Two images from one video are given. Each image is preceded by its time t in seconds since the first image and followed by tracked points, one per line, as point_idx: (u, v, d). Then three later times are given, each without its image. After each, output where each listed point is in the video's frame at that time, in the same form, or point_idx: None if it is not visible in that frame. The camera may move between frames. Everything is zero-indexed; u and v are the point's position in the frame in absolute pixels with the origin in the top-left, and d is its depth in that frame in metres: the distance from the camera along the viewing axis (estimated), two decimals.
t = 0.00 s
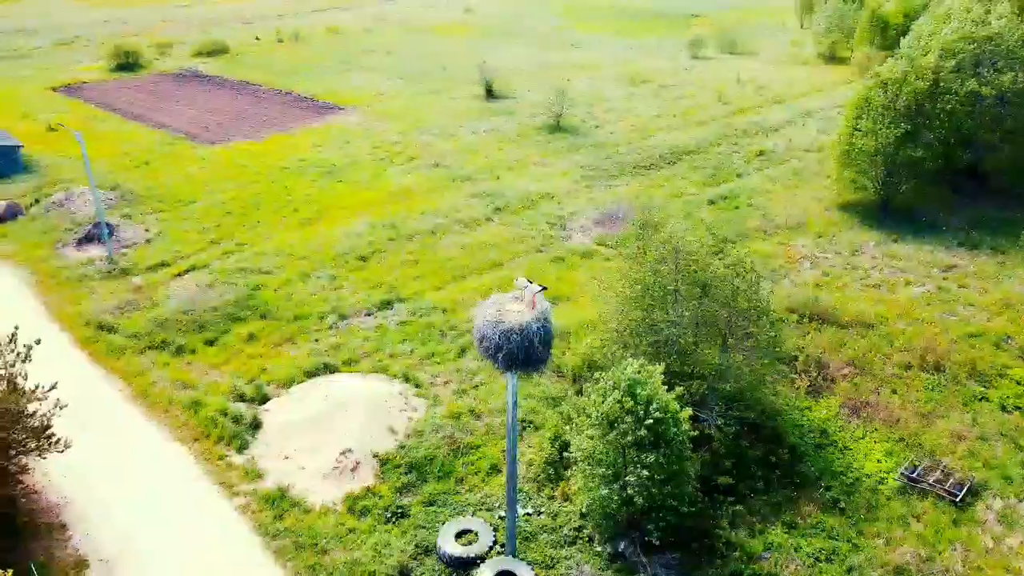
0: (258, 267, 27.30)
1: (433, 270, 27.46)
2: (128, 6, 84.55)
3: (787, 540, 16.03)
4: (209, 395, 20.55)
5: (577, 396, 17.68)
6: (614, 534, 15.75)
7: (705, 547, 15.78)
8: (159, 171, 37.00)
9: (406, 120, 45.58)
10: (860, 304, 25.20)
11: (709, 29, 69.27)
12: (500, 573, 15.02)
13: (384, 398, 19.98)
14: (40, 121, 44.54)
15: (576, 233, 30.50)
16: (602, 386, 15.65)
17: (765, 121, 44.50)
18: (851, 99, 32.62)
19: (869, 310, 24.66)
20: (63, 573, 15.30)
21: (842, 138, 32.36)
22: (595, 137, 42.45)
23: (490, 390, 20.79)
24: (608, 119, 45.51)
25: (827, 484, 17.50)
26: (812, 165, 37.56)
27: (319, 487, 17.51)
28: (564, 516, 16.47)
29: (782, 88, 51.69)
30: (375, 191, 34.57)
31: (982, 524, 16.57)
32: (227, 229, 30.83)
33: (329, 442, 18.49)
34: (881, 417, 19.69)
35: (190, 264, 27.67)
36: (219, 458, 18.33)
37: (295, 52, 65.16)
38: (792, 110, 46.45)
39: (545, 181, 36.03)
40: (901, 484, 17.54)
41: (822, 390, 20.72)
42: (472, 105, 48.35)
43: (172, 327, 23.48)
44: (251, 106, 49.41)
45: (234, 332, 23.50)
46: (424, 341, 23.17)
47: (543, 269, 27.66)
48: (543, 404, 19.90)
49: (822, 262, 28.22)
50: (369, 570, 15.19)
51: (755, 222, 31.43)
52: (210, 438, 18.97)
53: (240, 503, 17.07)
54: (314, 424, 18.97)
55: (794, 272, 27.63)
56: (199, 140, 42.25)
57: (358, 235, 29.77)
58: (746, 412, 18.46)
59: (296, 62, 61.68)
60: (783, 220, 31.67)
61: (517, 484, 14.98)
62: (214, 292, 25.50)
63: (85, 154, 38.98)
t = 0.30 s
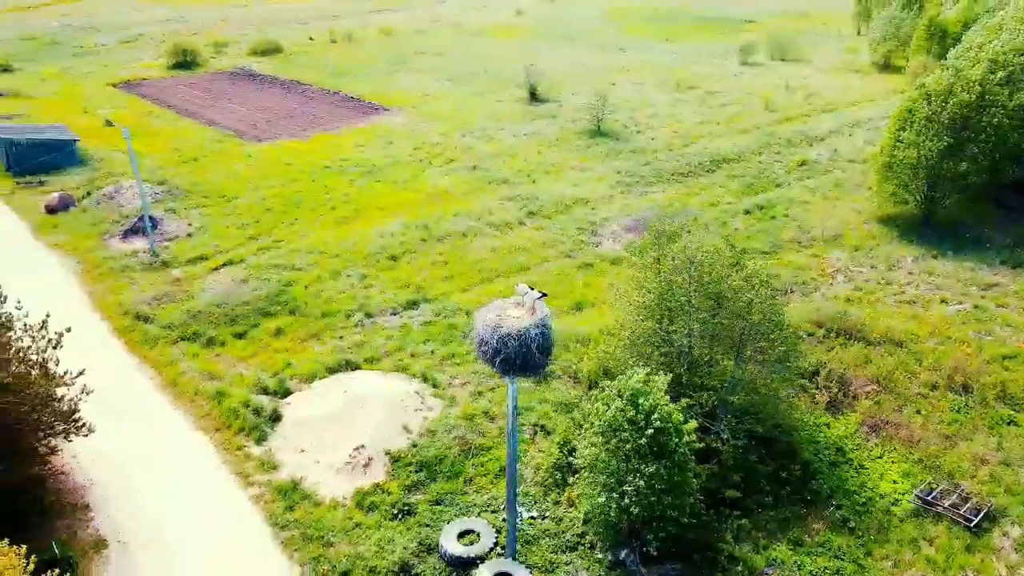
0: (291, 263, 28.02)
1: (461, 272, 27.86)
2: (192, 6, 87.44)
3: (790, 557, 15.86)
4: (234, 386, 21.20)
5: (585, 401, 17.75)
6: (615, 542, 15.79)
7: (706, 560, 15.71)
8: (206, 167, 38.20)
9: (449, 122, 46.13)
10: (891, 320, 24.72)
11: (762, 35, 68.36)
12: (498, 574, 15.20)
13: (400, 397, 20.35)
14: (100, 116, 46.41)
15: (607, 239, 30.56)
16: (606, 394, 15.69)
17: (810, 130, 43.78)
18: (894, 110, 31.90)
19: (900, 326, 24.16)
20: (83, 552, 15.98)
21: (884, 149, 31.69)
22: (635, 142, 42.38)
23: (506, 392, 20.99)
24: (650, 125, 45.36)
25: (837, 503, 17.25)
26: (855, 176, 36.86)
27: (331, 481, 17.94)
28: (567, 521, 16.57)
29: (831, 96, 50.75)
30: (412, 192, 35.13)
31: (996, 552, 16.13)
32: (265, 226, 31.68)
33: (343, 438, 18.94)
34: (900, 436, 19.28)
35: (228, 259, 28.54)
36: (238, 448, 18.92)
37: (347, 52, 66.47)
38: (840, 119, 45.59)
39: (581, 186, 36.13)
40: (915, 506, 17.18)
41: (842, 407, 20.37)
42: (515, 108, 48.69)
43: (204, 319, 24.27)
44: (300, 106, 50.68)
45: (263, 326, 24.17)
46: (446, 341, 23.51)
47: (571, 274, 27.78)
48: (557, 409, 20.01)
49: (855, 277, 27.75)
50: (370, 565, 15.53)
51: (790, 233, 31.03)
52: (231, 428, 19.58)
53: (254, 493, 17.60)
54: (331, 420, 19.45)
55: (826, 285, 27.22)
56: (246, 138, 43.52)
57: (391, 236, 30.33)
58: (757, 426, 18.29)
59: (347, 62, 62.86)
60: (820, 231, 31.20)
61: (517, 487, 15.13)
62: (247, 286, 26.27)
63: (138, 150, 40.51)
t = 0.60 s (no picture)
0: (324, 260, 28.64)
1: (489, 275, 28.15)
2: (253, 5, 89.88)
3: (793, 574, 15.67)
4: (258, 378, 21.80)
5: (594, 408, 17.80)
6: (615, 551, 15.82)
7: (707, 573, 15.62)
8: (252, 164, 39.27)
9: (492, 125, 46.55)
10: (923, 337, 24.13)
11: (816, 42, 67.12)
12: None
13: (417, 396, 20.66)
14: (156, 112, 48.06)
15: (638, 246, 30.53)
16: (611, 401, 15.75)
17: (858, 140, 42.90)
18: (941, 122, 31.09)
19: (932, 345, 23.57)
20: (103, 532, 16.63)
21: (928, 162, 30.92)
22: (676, 148, 42.12)
23: (522, 396, 21.16)
24: (693, 131, 45.03)
25: (847, 522, 16.96)
26: (900, 189, 36.03)
27: (343, 476, 18.33)
28: (570, 527, 16.66)
29: (883, 106, 49.62)
30: (449, 194, 35.56)
31: None
32: (303, 223, 32.44)
33: (358, 434, 19.34)
34: (920, 458, 18.82)
35: (264, 254, 29.32)
36: (256, 439, 19.46)
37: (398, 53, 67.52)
38: (890, 130, 44.55)
39: (617, 191, 36.09)
40: (928, 530, 16.78)
41: (863, 425, 19.97)
42: (558, 112, 48.88)
43: (236, 312, 24.99)
44: (347, 105, 51.70)
45: (291, 321, 24.77)
46: (468, 342, 23.78)
47: (598, 280, 27.80)
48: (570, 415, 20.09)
49: (890, 292, 27.15)
50: (373, 561, 15.81)
51: (826, 245, 30.52)
52: (252, 420, 20.15)
53: (269, 484, 18.09)
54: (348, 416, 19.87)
55: (858, 300, 26.71)
56: (292, 138, 44.64)
57: (423, 237, 30.78)
58: (769, 439, 18.09)
59: (397, 63, 63.80)
60: (857, 244, 30.61)
61: (518, 491, 15.28)
62: (279, 281, 26.96)
63: (189, 145, 41.86)
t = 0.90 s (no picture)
0: (357, 258, 29.20)
1: (518, 278, 28.34)
2: (313, 4, 91.82)
3: None
4: (283, 371, 22.37)
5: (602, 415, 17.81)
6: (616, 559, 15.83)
7: None
8: (296, 161, 40.20)
9: (535, 128, 46.74)
10: (957, 356, 23.45)
11: (874, 49, 65.54)
12: None
13: (433, 395, 20.95)
14: (210, 108, 49.51)
15: (670, 253, 30.34)
16: (615, 409, 15.81)
17: (908, 151, 41.82)
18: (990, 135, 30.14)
19: (966, 364, 22.89)
20: (123, 514, 17.29)
21: (975, 176, 30.02)
22: (718, 155, 41.66)
23: (539, 399, 21.27)
24: (738, 137, 44.47)
25: (857, 543, 16.65)
26: (948, 203, 35.03)
27: (356, 470, 18.71)
28: (574, 532, 16.71)
29: (939, 116, 48.24)
30: (485, 197, 35.87)
31: None
32: (340, 220, 33.10)
33: (373, 431, 19.72)
34: (941, 480, 18.35)
35: (299, 250, 30.02)
36: (275, 431, 19.97)
37: (449, 52, 68.18)
38: (944, 141, 43.30)
39: (654, 197, 35.90)
40: (943, 556, 16.32)
41: (884, 443, 19.54)
42: (602, 115, 48.81)
43: (267, 305, 25.65)
44: (395, 105, 52.50)
45: (320, 317, 25.33)
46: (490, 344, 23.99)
47: (627, 285, 27.72)
48: (584, 421, 20.14)
49: (927, 309, 26.46)
50: (376, 555, 16.10)
51: (863, 258, 29.88)
52: (273, 411, 20.68)
53: (284, 474, 18.56)
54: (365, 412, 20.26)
55: (893, 316, 26.09)
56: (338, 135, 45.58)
57: (456, 238, 31.13)
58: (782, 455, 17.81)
59: (447, 63, 64.47)
60: (897, 258, 29.88)
61: (519, 494, 15.41)
62: (312, 277, 27.58)
63: (239, 142, 43.03)
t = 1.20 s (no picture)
0: (390, 257, 29.72)
1: (548, 282, 28.47)
2: (371, 4, 93.33)
3: None
4: (307, 365, 22.89)
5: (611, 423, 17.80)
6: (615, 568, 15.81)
7: None
8: (341, 160, 40.99)
9: (579, 131, 46.75)
10: (993, 378, 22.71)
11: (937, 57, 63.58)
12: None
13: (451, 396, 21.19)
14: (263, 105, 50.78)
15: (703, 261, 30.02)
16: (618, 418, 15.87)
17: (963, 163, 40.54)
18: None
19: (1001, 387, 22.13)
20: (143, 497, 17.97)
21: None
22: (763, 162, 41.05)
23: (555, 404, 21.34)
24: (784, 144, 43.71)
25: (866, 567, 16.30)
26: (1000, 219, 33.88)
27: (369, 465, 19.06)
28: (577, 539, 16.74)
29: (1001, 127, 46.55)
30: (522, 200, 36.10)
31: None
32: (378, 218, 33.70)
33: (389, 429, 20.07)
34: (961, 506, 17.82)
35: (335, 246, 30.67)
36: (295, 423, 20.46)
37: (501, 53, 68.55)
38: (1002, 154, 41.83)
39: (693, 204, 35.59)
40: None
41: (904, 466, 19.06)
42: (647, 120, 48.53)
43: (298, 300, 26.28)
44: (443, 105, 53.12)
45: (348, 313, 25.84)
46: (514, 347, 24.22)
47: (656, 293, 27.58)
48: (598, 428, 20.16)
49: (965, 327, 25.68)
50: (379, 551, 16.38)
51: (904, 273, 29.13)
52: (294, 404, 21.17)
53: (299, 467, 19.01)
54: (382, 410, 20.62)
55: (929, 334, 25.40)
56: (384, 135, 46.45)
57: (489, 240, 31.42)
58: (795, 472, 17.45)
59: (498, 64, 64.85)
60: (938, 274, 29.05)
61: (520, 498, 15.54)
62: (344, 273, 28.15)
63: (287, 139, 44.08)
